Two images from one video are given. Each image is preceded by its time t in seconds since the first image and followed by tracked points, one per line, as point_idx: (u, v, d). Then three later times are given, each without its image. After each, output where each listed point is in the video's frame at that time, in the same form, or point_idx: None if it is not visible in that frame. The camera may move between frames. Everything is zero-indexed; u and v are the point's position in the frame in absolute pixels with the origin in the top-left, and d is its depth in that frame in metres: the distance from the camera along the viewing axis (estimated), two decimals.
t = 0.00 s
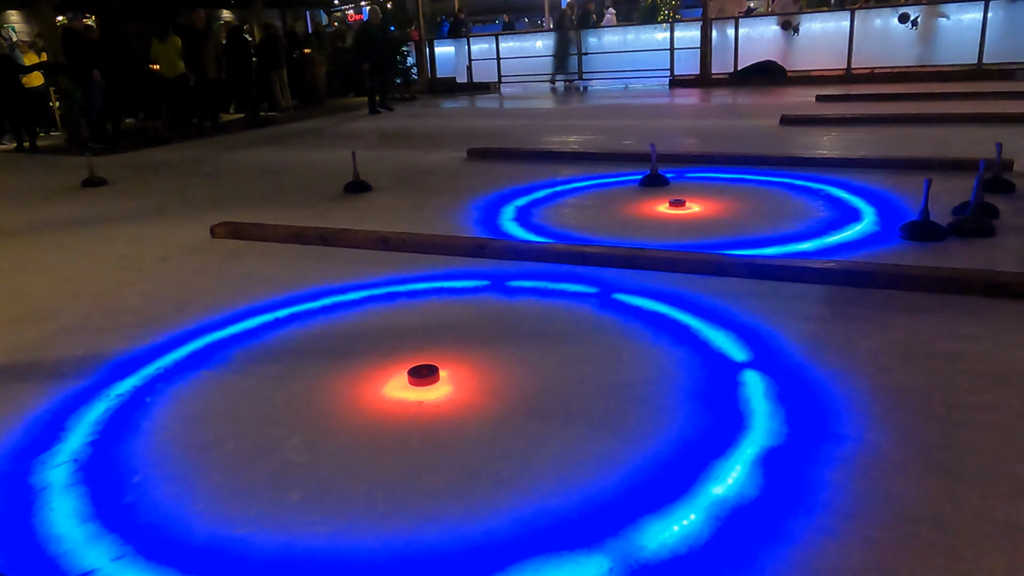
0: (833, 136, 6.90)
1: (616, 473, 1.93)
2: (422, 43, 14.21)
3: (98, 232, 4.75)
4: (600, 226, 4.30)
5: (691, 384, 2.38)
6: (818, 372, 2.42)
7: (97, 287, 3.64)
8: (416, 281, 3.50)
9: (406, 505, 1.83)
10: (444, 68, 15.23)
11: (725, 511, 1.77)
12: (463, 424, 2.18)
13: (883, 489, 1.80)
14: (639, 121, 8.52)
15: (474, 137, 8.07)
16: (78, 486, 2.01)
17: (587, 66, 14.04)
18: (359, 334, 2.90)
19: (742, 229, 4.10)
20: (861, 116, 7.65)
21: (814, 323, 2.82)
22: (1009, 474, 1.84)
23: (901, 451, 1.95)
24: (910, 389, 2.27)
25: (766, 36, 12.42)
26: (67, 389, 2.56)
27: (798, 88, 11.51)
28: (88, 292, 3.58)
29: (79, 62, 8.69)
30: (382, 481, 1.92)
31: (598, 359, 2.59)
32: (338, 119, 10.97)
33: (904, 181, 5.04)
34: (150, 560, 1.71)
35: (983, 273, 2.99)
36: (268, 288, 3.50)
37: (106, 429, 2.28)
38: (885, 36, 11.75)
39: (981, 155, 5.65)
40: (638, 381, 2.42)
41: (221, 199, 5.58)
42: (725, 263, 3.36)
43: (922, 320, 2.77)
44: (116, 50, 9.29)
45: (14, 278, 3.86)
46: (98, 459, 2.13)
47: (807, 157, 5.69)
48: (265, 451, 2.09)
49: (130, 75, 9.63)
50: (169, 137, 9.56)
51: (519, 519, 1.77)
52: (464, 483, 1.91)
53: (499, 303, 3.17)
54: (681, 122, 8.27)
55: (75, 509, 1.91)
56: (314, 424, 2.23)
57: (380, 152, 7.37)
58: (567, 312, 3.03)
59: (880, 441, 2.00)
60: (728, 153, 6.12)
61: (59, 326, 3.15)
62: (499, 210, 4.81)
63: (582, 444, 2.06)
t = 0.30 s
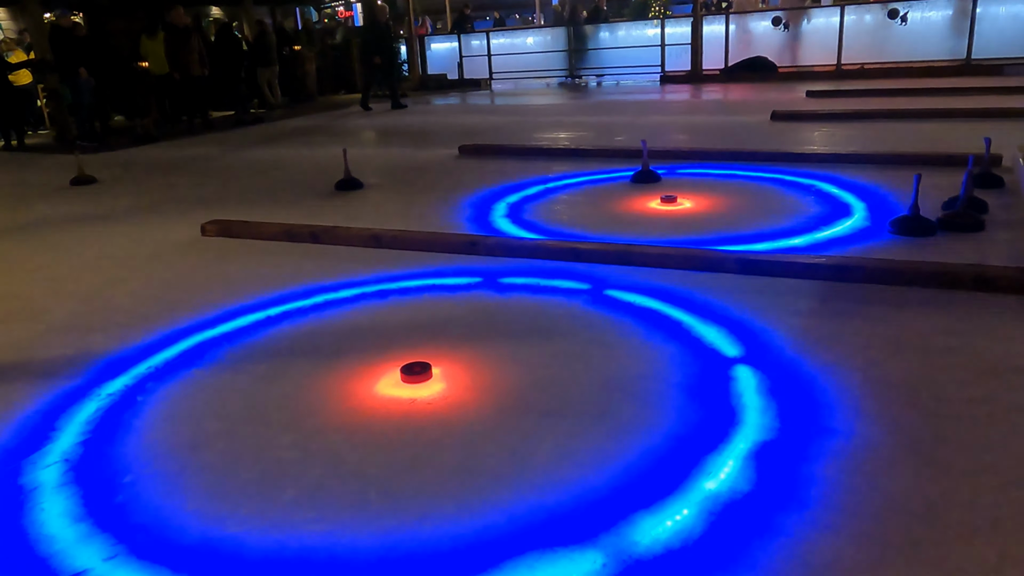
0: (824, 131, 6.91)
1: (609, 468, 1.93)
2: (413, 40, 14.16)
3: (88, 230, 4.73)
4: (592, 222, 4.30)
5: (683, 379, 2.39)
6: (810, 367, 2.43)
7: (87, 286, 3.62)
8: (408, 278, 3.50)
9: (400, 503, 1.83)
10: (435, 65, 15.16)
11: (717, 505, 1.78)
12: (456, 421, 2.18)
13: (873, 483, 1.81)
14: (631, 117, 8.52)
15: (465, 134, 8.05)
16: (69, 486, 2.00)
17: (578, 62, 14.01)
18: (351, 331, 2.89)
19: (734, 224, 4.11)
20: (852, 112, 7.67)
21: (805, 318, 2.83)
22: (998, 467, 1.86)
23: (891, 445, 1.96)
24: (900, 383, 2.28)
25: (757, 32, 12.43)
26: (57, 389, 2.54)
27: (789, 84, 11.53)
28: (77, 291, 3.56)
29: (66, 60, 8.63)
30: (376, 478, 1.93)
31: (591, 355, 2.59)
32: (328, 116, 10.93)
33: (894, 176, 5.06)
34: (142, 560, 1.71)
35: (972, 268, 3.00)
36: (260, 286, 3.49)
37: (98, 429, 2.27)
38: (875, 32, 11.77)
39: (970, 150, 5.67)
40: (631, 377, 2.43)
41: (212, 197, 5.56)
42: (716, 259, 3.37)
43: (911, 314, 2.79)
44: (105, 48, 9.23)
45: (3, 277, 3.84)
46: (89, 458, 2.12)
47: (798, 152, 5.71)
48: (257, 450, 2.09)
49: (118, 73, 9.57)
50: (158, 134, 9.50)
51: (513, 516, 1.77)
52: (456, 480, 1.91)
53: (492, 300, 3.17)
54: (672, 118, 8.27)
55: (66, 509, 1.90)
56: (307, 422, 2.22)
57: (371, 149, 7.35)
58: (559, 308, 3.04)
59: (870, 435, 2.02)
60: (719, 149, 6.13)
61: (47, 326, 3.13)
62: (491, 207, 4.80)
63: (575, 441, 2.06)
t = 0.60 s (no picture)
0: (820, 129, 6.92)
1: (607, 465, 1.94)
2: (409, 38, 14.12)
3: (84, 229, 4.72)
4: (588, 220, 4.30)
5: (680, 376, 2.40)
6: (806, 364, 2.44)
7: (83, 285, 3.62)
8: (405, 277, 3.50)
9: (397, 501, 1.83)
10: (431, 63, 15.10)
11: (715, 502, 1.78)
12: (453, 419, 2.18)
13: (870, 479, 1.82)
14: (627, 115, 8.52)
15: (461, 132, 8.04)
16: (66, 486, 1.99)
17: (575, 60, 14.00)
18: (347, 330, 2.89)
19: (730, 222, 4.11)
20: (847, 109, 7.68)
21: (802, 315, 2.84)
22: (994, 463, 1.86)
23: (886, 441, 1.97)
24: (896, 380, 2.29)
25: (752, 29, 12.44)
26: (52, 389, 2.54)
27: (784, 82, 11.54)
28: (73, 290, 3.55)
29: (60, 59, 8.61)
30: (373, 476, 1.93)
31: (588, 353, 2.59)
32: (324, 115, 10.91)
33: (890, 173, 5.07)
34: (139, 560, 1.70)
35: (968, 265, 3.01)
36: (257, 285, 3.48)
37: (94, 429, 2.26)
38: (869, 29, 11.78)
39: (965, 147, 5.69)
40: (628, 374, 2.43)
41: (207, 196, 5.55)
42: (713, 257, 3.37)
43: (907, 311, 2.80)
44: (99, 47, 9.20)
45: None
46: (86, 458, 2.11)
47: (794, 150, 5.72)
48: (254, 449, 2.09)
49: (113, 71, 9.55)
50: (153, 133, 9.48)
51: (511, 513, 1.77)
52: (454, 477, 1.91)
53: (488, 298, 3.17)
54: (668, 116, 8.27)
55: (63, 509, 1.90)
56: (304, 421, 2.22)
57: (366, 147, 7.34)
58: (556, 306, 3.04)
59: (866, 432, 2.02)
60: (715, 146, 6.13)
61: (42, 325, 3.12)
62: (487, 204, 4.80)
63: (572, 438, 2.07)
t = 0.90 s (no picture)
0: (821, 127, 6.91)
1: (609, 464, 1.94)
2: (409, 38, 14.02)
3: (86, 229, 4.73)
4: (589, 219, 4.30)
5: (682, 375, 2.40)
6: (808, 363, 2.44)
7: (85, 285, 3.62)
8: (407, 276, 3.50)
9: (399, 501, 1.83)
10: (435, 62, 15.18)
11: (717, 501, 1.78)
12: (455, 418, 2.18)
13: (873, 478, 1.82)
14: (628, 114, 8.52)
15: (462, 132, 8.04)
16: (69, 486, 1.99)
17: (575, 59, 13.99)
18: (349, 330, 2.89)
19: (732, 220, 4.11)
20: (848, 107, 7.67)
21: (804, 313, 2.84)
22: (996, 460, 1.86)
23: (889, 439, 1.97)
24: (899, 378, 2.29)
25: (753, 28, 12.41)
26: (55, 389, 2.54)
27: (785, 80, 11.53)
28: (75, 290, 3.56)
29: (61, 59, 8.62)
30: (375, 476, 1.93)
31: (590, 352, 2.60)
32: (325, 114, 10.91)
33: (891, 171, 5.06)
34: (142, 559, 1.70)
35: (969, 263, 3.01)
36: (258, 284, 3.48)
37: (96, 428, 2.27)
38: (871, 27, 11.75)
39: (966, 145, 5.69)
40: (630, 373, 2.43)
41: (209, 196, 5.55)
42: (714, 255, 3.37)
43: (909, 309, 2.80)
44: (100, 47, 9.21)
45: None
46: (89, 458, 2.12)
47: (795, 149, 5.71)
48: (256, 449, 2.09)
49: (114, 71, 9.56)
50: (154, 133, 9.49)
51: (513, 512, 1.77)
52: (456, 476, 1.91)
53: (489, 297, 3.17)
54: (669, 115, 8.26)
55: (66, 508, 1.90)
56: (307, 420, 2.22)
57: (368, 147, 7.34)
58: (557, 305, 3.04)
59: (868, 430, 2.02)
60: (716, 145, 6.13)
61: (45, 325, 3.12)
62: (488, 204, 4.81)
63: (574, 437, 2.07)
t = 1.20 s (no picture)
0: (832, 129, 6.89)
1: (619, 467, 1.93)
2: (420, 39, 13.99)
3: (99, 230, 4.76)
4: (599, 221, 4.30)
5: (693, 377, 2.39)
6: (819, 365, 2.43)
7: (99, 286, 3.65)
8: (417, 278, 3.51)
9: (411, 501, 1.84)
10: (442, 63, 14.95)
11: (727, 504, 1.78)
12: (466, 419, 2.18)
13: (885, 481, 1.81)
14: (638, 116, 8.51)
15: (472, 133, 8.06)
16: (83, 485, 2.01)
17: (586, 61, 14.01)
18: (360, 331, 2.90)
19: (743, 222, 4.10)
20: (860, 109, 7.65)
21: (815, 316, 2.83)
22: (1010, 465, 1.85)
23: (901, 443, 1.96)
24: (911, 381, 2.27)
25: (764, 29, 12.34)
26: (69, 389, 2.56)
27: (796, 82, 11.50)
28: (89, 291, 3.59)
29: (75, 61, 8.69)
30: (387, 476, 1.94)
31: (600, 353, 2.60)
32: (336, 116, 10.96)
33: (903, 173, 5.03)
34: (155, 558, 1.71)
35: (983, 266, 2.99)
36: (270, 285, 3.50)
37: (110, 428, 2.28)
38: (883, 29, 11.70)
39: (978, 147, 5.66)
40: (641, 375, 2.43)
41: (221, 197, 5.58)
42: (725, 258, 3.37)
43: (921, 312, 2.78)
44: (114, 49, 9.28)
45: (15, 277, 3.87)
46: (102, 457, 2.13)
47: (807, 151, 5.69)
48: (268, 449, 2.10)
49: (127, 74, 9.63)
50: (167, 135, 9.55)
51: (524, 513, 1.77)
52: (466, 477, 1.92)
53: (500, 299, 3.17)
54: (679, 117, 8.26)
55: (80, 507, 1.91)
56: (318, 420, 2.23)
57: (379, 148, 7.37)
58: (567, 306, 3.04)
59: (880, 433, 2.01)
60: (727, 147, 6.11)
61: (59, 326, 3.15)
62: (499, 205, 4.81)
63: (585, 439, 2.07)
